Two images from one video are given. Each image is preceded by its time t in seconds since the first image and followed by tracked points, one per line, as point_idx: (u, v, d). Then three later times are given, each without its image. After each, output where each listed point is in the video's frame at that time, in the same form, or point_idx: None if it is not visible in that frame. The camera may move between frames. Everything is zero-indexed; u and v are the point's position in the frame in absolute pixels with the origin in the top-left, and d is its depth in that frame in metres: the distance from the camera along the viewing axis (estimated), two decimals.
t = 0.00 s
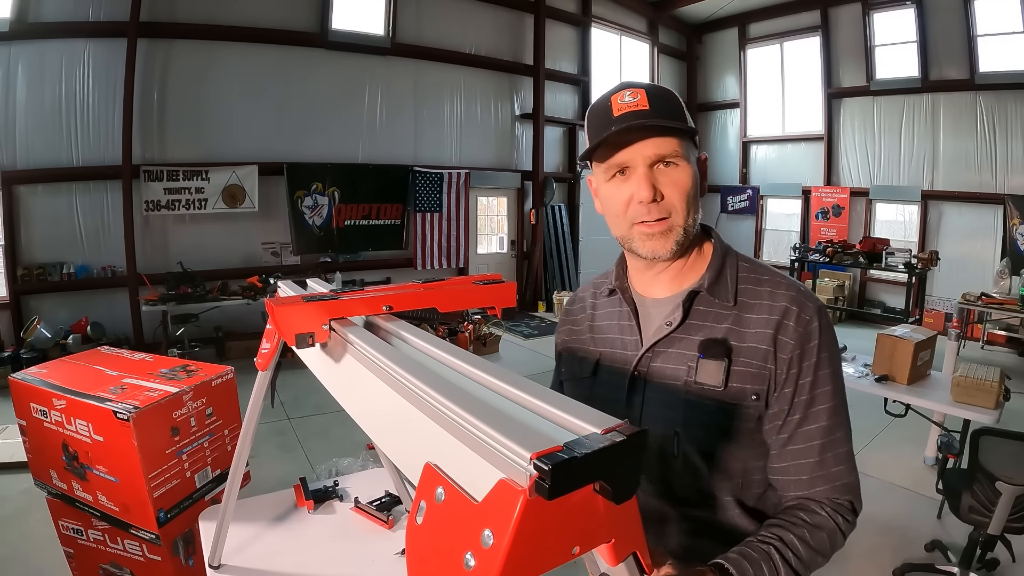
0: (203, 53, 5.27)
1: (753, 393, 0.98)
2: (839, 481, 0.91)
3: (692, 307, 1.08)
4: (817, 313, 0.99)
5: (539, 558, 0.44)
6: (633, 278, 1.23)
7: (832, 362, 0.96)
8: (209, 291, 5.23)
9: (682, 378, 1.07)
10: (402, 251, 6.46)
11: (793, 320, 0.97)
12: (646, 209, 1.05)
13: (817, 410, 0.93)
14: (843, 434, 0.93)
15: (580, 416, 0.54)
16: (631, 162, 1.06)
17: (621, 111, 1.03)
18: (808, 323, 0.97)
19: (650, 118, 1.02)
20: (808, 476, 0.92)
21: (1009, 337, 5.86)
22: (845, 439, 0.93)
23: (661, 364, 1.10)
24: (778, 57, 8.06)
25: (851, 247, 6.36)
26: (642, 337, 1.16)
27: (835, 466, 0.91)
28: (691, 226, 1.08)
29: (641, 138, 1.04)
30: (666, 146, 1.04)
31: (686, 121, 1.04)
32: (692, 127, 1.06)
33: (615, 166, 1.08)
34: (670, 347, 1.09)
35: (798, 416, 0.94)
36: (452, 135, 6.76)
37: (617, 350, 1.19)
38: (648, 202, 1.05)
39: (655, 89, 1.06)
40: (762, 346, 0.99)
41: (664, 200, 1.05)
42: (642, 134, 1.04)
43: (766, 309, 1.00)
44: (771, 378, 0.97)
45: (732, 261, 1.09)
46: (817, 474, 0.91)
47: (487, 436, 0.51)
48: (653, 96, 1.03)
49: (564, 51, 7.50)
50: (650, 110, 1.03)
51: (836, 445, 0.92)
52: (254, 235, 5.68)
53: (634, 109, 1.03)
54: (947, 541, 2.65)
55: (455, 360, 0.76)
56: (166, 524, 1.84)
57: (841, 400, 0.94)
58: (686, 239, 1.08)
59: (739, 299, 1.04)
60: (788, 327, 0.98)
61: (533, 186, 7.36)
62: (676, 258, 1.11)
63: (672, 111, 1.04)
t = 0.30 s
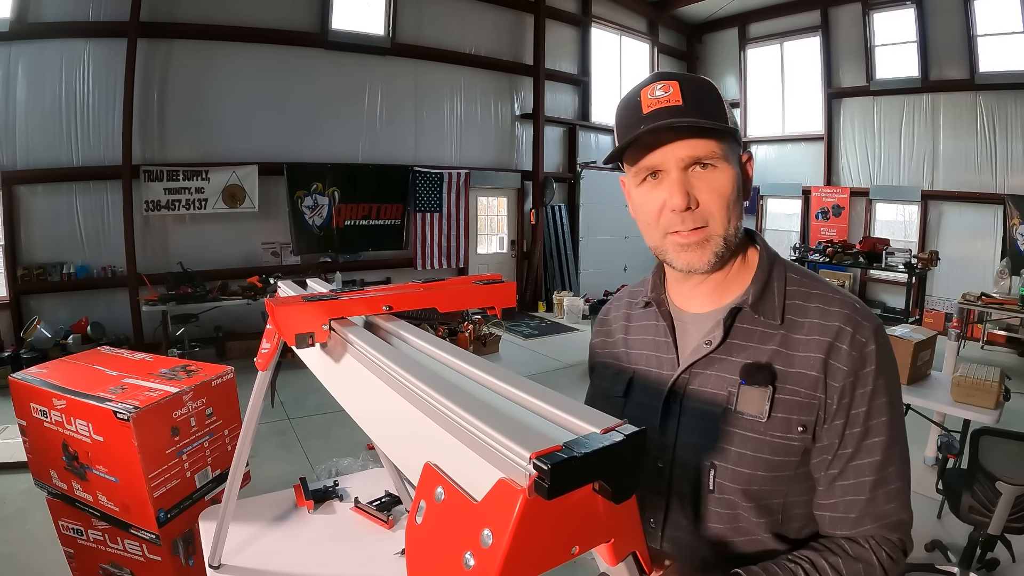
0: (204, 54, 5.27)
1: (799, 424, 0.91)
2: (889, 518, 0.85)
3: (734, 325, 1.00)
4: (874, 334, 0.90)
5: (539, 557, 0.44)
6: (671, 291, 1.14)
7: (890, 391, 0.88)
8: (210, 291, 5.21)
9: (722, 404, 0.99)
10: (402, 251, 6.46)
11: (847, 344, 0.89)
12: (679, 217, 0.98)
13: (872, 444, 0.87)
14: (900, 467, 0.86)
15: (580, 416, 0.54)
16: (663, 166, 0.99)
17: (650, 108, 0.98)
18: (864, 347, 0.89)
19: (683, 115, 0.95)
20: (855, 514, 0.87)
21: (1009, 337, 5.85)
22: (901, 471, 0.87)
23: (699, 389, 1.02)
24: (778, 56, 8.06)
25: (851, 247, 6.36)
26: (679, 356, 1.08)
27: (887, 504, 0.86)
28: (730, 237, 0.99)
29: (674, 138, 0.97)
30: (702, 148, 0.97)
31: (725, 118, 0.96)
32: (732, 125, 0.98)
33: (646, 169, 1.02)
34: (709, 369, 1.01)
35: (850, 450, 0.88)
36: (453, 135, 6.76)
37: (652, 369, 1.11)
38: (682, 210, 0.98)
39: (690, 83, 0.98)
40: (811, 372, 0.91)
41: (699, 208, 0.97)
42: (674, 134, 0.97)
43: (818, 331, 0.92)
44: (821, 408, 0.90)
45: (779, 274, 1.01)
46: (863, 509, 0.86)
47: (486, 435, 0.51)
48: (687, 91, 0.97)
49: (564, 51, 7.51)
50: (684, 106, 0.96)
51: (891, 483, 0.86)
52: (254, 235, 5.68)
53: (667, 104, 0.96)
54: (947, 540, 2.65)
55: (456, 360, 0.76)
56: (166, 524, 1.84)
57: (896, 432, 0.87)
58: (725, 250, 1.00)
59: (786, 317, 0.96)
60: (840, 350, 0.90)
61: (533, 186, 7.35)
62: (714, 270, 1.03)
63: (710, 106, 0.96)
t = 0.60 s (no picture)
0: (204, 53, 5.27)
1: (842, 439, 0.89)
2: (915, 545, 0.79)
3: (776, 334, 0.99)
4: (919, 345, 0.88)
5: (540, 557, 0.44)
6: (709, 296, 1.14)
7: (931, 411, 0.84)
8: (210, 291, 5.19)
9: (764, 418, 0.97)
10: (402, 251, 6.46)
11: (888, 354, 0.88)
12: (700, 232, 0.97)
13: (899, 461, 0.82)
14: (935, 493, 0.81)
15: (581, 416, 0.54)
16: (683, 179, 0.99)
17: (666, 119, 0.98)
18: (906, 359, 0.87)
19: (697, 127, 0.94)
20: (882, 535, 0.80)
21: (1009, 337, 5.85)
22: (935, 499, 0.81)
23: (739, 400, 1.01)
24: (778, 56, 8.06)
25: (851, 247, 6.36)
26: (717, 365, 1.08)
27: (915, 531, 0.79)
28: (757, 250, 0.97)
29: (691, 151, 0.95)
30: (721, 161, 0.94)
31: (747, 127, 0.92)
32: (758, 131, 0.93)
33: (667, 182, 1.02)
34: (747, 379, 1.00)
35: (873, 461, 0.85)
36: (453, 135, 6.76)
37: (688, 378, 1.11)
38: (703, 224, 0.97)
39: (711, 89, 0.96)
40: (855, 385, 0.89)
41: (719, 223, 0.96)
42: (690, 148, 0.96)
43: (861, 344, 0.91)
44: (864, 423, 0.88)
45: (824, 283, 1.00)
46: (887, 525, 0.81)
47: (487, 435, 0.51)
48: (704, 100, 0.95)
49: (564, 51, 7.51)
50: (700, 117, 0.94)
51: (920, 509, 0.80)
52: (254, 235, 5.68)
53: (681, 115, 0.96)
54: (947, 540, 2.65)
55: (459, 361, 0.75)
56: (166, 524, 1.84)
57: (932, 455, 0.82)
58: (750, 263, 0.98)
59: (831, 327, 0.95)
60: (885, 363, 0.88)
61: (533, 186, 7.35)
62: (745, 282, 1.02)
63: (730, 116, 0.93)
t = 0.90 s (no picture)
0: (204, 53, 5.27)
1: (856, 434, 0.88)
2: (923, 537, 0.78)
3: (787, 332, 0.99)
4: (927, 339, 0.89)
5: (540, 557, 0.44)
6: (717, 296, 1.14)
7: (939, 406, 0.84)
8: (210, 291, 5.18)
9: (774, 415, 0.97)
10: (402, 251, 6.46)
11: (898, 348, 0.88)
12: (706, 230, 0.98)
13: (905, 452, 0.82)
14: (943, 488, 0.80)
15: (579, 416, 0.55)
16: (690, 176, 0.99)
17: (673, 116, 0.98)
18: (914, 354, 0.87)
19: (704, 125, 0.94)
20: (891, 527, 0.80)
21: (1009, 337, 5.85)
22: (943, 494, 0.80)
23: (751, 398, 1.01)
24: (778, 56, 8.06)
25: (851, 248, 6.36)
26: (727, 364, 1.08)
27: (922, 523, 0.79)
28: (763, 248, 0.98)
29: (698, 150, 0.95)
30: (729, 159, 0.95)
31: (755, 123, 0.92)
32: (766, 128, 0.94)
33: (674, 179, 1.02)
34: (759, 377, 1.00)
35: (879, 453, 0.85)
36: (453, 135, 6.76)
37: (696, 377, 1.11)
38: (709, 222, 0.98)
39: (719, 86, 0.96)
40: (866, 379, 0.89)
41: (725, 221, 0.97)
42: (698, 146, 0.96)
43: (869, 339, 0.91)
44: (876, 418, 0.88)
45: (833, 280, 1.00)
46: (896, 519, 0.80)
47: (486, 436, 0.51)
48: (712, 97, 0.95)
49: (564, 51, 7.51)
50: (707, 115, 0.94)
51: (928, 501, 0.79)
52: (254, 235, 5.68)
53: (689, 112, 0.96)
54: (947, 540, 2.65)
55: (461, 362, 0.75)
56: (166, 524, 1.84)
57: (938, 448, 0.81)
58: (756, 261, 0.99)
59: (841, 324, 0.95)
60: (897, 358, 0.88)
61: (533, 186, 7.35)
62: (751, 279, 1.02)
63: (739, 113, 0.93)
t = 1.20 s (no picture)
0: (204, 53, 5.26)
1: (832, 416, 0.90)
2: (901, 510, 0.80)
3: (762, 323, 1.00)
4: (895, 324, 0.91)
5: (540, 557, 0.44)
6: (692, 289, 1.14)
7: (908, 386, 0.87)
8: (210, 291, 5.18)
9: (754, 403, 0.98)
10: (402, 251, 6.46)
11: (868, 334, 0.91)
12: (695, 216, 0.98)
13: (881, 430, 0.84)
14: (916, 463, 0.82)
15: (580, 416, 0.55)
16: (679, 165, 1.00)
17: (666, 105, 0.98)
18: (882, 338, 0.90)
19: (697, 113, 0.95)
20: (869, 502, 0.81)
21: (1009, 337, 5.85)
22: (917, 469, 0.82)
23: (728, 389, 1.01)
24: (778, 56, 8.06)
25: (851, 247, 6.36)
26: (705, 356, 1.08)
27: (899, 496, 0.81)
28: (746, 236, 1.00)
29: (689, 137, 0.97)
30: (718, 147, 0.97)
31: (743, 115, 0.96)
32: (751, 121, 0.97)
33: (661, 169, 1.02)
34: (737, 368, 1.01)
35: (855, 432, 0.87)
36: (453, 135, 6.77)
37: (676, 372, 1.11)
38: (698, 208, 0.98)
39: (706, 81, 0.99)
40: (838, 364, 0.91)
41: (714, 207, 0.98)
42: (689, 133, 0.97)
43: (839, 325, 0.94)
44: (850, 400, 0.89)
45: (803, 273, 1.03)
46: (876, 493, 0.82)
47: (488, 436, 0.51)
48: (702, 89, 0.97)
49: (564, 52, 7.51)
50: (699, 104, 0.96)
51: (904, 475, 0.81)
52: (254, 235, 5.68)
53: (681, 102, 0.97)
54: (947, 540, 2.65)
55: (461, 362, 0.75)
56: (166, 524, 1.84)
57: (910, 425, 0.84)
58: (741, 249, 1.00)
59: (813, 314, 0.97)
60: (867, 343, 0.90)
61: (533, 186, 7.35)
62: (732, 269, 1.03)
63: (727, 105, 0.96)
